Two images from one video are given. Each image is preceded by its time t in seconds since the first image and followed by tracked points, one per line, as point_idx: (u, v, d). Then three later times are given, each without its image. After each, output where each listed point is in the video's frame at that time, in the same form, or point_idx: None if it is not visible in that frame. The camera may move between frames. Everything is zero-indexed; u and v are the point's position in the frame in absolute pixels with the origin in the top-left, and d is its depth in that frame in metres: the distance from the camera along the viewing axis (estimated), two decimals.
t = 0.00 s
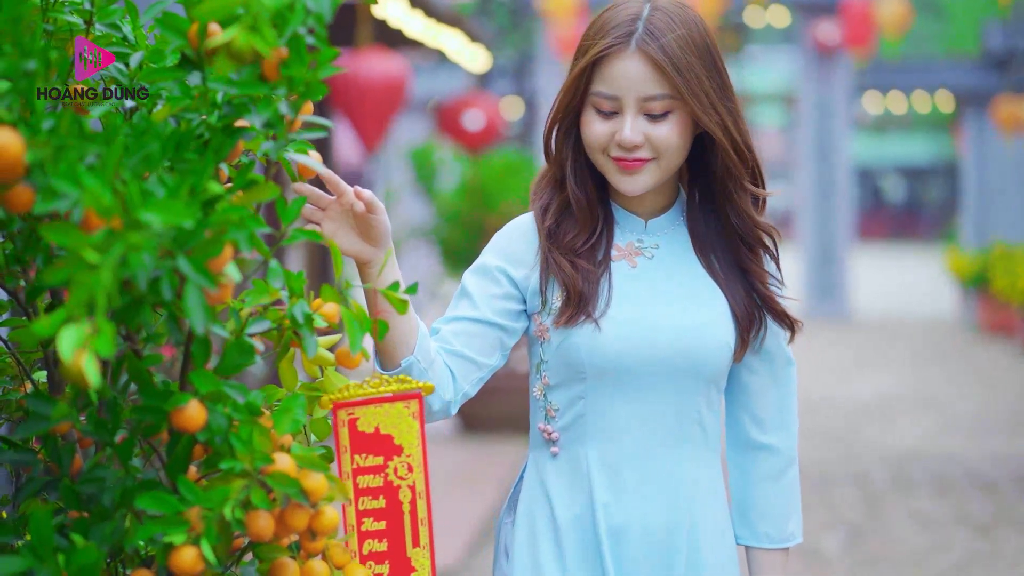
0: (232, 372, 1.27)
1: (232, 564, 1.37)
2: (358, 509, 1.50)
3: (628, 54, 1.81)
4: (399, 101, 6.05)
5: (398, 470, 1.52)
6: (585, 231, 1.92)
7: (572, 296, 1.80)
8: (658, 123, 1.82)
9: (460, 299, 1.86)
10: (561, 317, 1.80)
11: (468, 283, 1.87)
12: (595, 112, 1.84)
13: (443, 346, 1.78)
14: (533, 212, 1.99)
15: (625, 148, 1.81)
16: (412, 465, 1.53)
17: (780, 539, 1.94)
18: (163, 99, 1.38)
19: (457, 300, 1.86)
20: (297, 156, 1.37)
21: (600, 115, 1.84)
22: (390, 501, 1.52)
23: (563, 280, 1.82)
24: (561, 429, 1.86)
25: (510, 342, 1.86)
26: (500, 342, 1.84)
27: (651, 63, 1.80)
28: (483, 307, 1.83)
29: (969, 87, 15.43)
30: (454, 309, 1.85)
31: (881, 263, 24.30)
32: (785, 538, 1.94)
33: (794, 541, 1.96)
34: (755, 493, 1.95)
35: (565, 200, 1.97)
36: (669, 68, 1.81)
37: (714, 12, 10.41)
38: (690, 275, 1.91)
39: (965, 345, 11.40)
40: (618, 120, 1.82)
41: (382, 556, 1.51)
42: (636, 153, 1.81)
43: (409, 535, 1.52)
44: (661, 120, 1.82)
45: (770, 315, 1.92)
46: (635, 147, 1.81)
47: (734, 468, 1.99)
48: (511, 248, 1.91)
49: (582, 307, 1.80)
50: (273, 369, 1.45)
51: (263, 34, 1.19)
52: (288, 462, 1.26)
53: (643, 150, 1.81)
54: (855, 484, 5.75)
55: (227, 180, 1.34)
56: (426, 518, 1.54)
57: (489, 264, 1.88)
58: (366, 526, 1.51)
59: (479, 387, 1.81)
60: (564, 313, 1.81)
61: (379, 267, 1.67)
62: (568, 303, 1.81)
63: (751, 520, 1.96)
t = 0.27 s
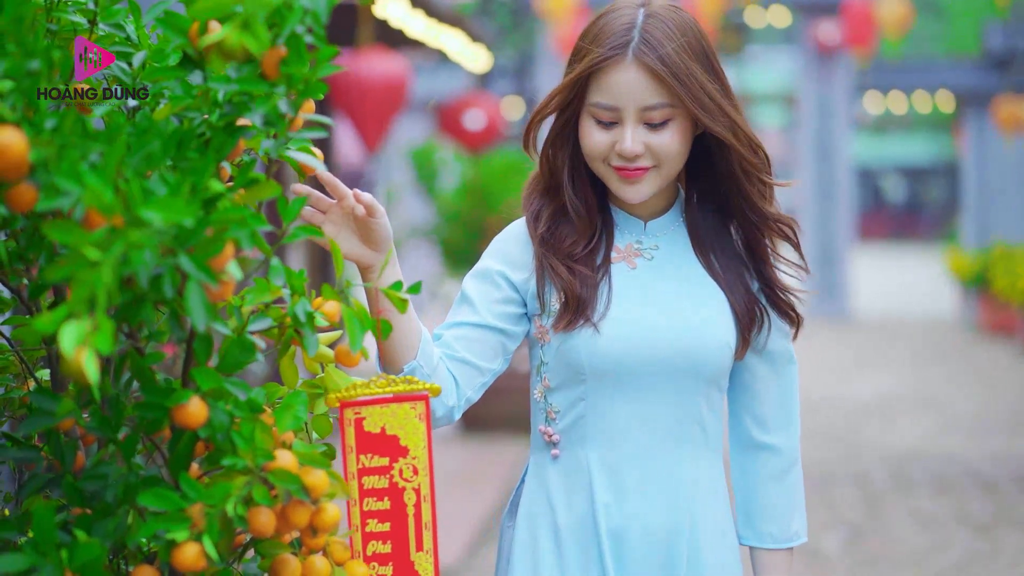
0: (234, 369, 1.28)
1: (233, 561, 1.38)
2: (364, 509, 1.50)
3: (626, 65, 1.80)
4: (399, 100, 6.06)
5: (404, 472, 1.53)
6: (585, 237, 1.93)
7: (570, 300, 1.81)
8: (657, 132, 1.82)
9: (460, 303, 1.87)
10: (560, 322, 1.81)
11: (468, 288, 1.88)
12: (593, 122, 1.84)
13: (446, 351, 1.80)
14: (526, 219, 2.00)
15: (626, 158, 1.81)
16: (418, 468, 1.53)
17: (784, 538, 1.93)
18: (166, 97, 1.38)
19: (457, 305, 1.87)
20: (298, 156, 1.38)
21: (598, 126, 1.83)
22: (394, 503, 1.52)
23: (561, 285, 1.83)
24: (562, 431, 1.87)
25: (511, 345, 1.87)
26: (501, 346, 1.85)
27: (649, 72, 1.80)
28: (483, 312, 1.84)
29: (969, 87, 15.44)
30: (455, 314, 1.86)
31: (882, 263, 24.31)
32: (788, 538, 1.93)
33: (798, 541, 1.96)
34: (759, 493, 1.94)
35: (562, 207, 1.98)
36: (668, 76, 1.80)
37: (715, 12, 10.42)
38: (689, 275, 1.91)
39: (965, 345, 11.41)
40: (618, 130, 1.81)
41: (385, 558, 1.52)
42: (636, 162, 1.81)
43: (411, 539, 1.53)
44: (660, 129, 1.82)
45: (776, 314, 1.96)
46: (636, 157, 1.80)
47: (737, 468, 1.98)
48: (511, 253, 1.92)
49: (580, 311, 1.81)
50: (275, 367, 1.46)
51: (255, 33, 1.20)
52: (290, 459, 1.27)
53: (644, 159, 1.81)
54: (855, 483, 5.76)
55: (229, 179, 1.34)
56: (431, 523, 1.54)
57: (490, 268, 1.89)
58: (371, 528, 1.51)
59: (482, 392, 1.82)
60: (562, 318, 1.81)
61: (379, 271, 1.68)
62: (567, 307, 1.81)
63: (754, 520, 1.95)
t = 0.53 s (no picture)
0: (235, 367, 1.29)
1: (235, 557, 1.39)
2: (378, 508, 1.53)
3: (624, 71, 1.81)
4: (399, 99, 6.06)
5: (413, 471, 1.54)
6: (585, 240, 1.94)
7: (571, 303, 1.82)
8: (657, 137, 1.82)
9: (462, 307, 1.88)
10: (561, 324, 1.82)
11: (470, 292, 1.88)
12: (593, 128, 1.83)
13: (451, 357, 1.81)
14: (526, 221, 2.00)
15: (627, 163, 1.81)
16: (429, 466, 1.54)
17: (787, 537, 1.93)
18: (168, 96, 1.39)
19: (460, 311, 1.88)
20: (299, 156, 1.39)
21: (598, 131, 1.83)
22: (407, 502, 1.54)
23: (560, 288, 1.84)
24: (563, 431, 1.88)
25: (515, 349, 1.88)
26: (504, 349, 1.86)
27: (647, 77, 1.80)
28: (486, 317, 1.84)
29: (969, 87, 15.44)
30: (457, 320, 1.87)
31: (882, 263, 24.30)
32: (791, 537, 1.94)
33: (801, 539, 1.96)
34: (762, 492, 1.95)
35: (561, 211, 1.98)
36: (666, 81, 1.80)
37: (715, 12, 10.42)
38: (689, 273, 1.92)
39: (965, 345, 11.41)
40: (618, 136, 1.81)
41: (401, 557, 1.54)
42: (638, 167, 1.81)
43: (427, 536, 1.54)
44: (660, 134, 1.82)
45: (780, 306, 1.97)
46: (637, 162, 1.81)
47: (741, 467, 1.98)
48: (511, 256, 1.92)
49: (581, 313, 1.82)
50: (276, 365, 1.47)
51: (249, 33, 1.20)
52: (292, 456, 1.28)
53: (644, 164, 1.81)
54: (855, 483, 5.77)
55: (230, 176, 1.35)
56: (443, 521, 1.55)
57: (491, 272, 1.89)
58: (385, 527, 1.53)
59: (488, 396, 1.83)
60: (563, 320, 1.83)
61: (382, 275, 1.69)
62: (567, 309, 1.82)
63: (757, 519, 1.95)
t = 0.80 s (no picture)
0: (237, 364, 1.29)
1: (237, 554, 1.40)
2: (386, 507, 1.54)
3: (621, 73, 1.82)
4: (399, 99, 6.07)
5: (418, 469, 1.56)
6: (584, 241, 1.95)
7: (572, 303, 1.83)
8: (656, 138, 1.82)
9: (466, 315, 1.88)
10: (563, 324, 1.83)
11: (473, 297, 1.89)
12: (592, 130, 1.84)
13: (461, 364, 1.81)
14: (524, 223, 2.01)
15: (626, 164, 1.81)
16: (433, 464, 1.56)
17: (790, 534, 1.93)
18: (168, 96, 1.40)
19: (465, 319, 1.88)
20: (299, 154, 1.39)
21: (597, 133, 1.83)
22: (413, 499, 1.55)
23: (561, 288, 1.85)
24: (565, 431, 1.88)
25: (522, 352, 1.89)
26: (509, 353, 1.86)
27: (644, 80, 1.81)
28: (492, 321, 1.85)
29: (969, 88, 15.46)
30: (462, 327, 1.87)
31: (881, 263, 24.30)
32: (795, 534, 1.93)
33: (804, 536, 1.95)
34: (765, 488, 1.95)
35: (560, 213, 1.99)
36: (663, 83, 1.81)
37: (715, 12, 10.43)
38: (691, 270, 1.93)
39: (964, 345, 11.41)
40: (617, 138, 1.82)
41: (410, 554, 1.54)
42: (637, 168, 1.82)
43: (435, 533, 1.55)
44: (659, 135, 1.83)
45: (782, 303, 1.96)
46: (636, 163, 1.81)
47: (744, 465, 1.99)
48: (513, 258, 1.93)
49: (582, 313, 1.82)
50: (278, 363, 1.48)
51: (248, 32, 1.21)
52: (292, 453, 1.29)
53: (644, 165, 1.82)
54: (855, 482, 5.77)
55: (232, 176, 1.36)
56: (450, 519, 1.56)
57: (493, 275, 1.90)
58: (393, 524, 1.54)
59: (496, 403, 1.84)
60: (565, 320, 1.83)
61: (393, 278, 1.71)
62: (568, 308, 1.83)
63: (761, 516, 1.95)
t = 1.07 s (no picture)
0: (238, 362, 1.30)
1: (238, 551, 1.41)
2: (381, 501, 1.56)
3: (617, 74, 1.82)
4: (398, 99, 6.08)
5: (417, 467, 1.56)
6: (579, 242, 1.95)
7: (570, 303, 1.83)
8: (652, 139, 1.83)
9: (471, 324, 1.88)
10: (562, 324, 1.84)
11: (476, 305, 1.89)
12: (588, 130, 1.85)
13: (474, 375, 1.82)
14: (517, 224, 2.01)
15: (623, 165, 1.82)
16: (430, 461, 1.56)
17: (791, 529, 1.93)
18: (170, 95, 1.41)
19: (470, 329, 1.88)
20: (300, 154, 1.40)
21: (593, 134, 1.84)
22: (409, 496, 1.56)
23: (558, 289, 1.85)
24: (566, 429, 1.89)
25: (529, 357, 1.91)
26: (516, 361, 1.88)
27: (640, 81, 1.81)
28: (496, 328, 1.86)
29: (968, 88, 15.47)
30: (467, 335, 1.88)
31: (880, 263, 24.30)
32: (796, 530, 1.93)
33: (807, 532, 1.95)
34: (767, 484, 1.95)
35: (553, 213, 1.99)
36: (659, 84, 1.82)
37: (715, 12, 10.43)
38: (689, 268, 1.94)
39: (964, 345, 11.41)
40: (613, 139, 1.83)
41: (404, 549, 1.56)
42: (633, 169, 1.83)
43: (428, 531, 1.56)
44: (656, 136, 1.84)
45: (780, 302, 1.97)
46: (633, 164, 1.82)
47: (746, 462, 1.99)
48: (509, 262, 1.93)
49: (581, 311, 1.83)
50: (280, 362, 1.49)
51: (253, 32, 1.22)
52: (293, 450, 1.30)
53: (640, 166, 1.83)
54: (854, 482, 5.78)
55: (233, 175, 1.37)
56: (445, 517, 1.56)
57: (494, 279, 1.90)
58: (388, 519, 1.56)
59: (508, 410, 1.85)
60: (563, 320, 1.84)
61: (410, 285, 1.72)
62: (566, 308, 1.84)
63: (762, 512, 1.94)
